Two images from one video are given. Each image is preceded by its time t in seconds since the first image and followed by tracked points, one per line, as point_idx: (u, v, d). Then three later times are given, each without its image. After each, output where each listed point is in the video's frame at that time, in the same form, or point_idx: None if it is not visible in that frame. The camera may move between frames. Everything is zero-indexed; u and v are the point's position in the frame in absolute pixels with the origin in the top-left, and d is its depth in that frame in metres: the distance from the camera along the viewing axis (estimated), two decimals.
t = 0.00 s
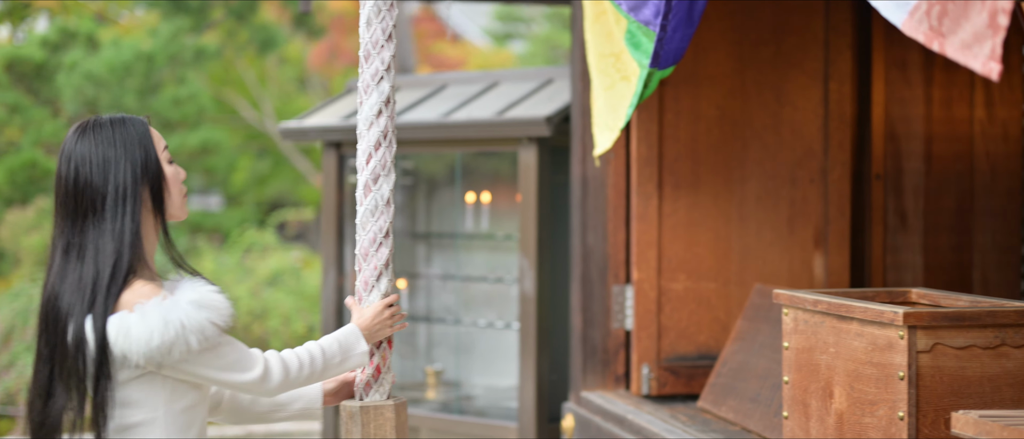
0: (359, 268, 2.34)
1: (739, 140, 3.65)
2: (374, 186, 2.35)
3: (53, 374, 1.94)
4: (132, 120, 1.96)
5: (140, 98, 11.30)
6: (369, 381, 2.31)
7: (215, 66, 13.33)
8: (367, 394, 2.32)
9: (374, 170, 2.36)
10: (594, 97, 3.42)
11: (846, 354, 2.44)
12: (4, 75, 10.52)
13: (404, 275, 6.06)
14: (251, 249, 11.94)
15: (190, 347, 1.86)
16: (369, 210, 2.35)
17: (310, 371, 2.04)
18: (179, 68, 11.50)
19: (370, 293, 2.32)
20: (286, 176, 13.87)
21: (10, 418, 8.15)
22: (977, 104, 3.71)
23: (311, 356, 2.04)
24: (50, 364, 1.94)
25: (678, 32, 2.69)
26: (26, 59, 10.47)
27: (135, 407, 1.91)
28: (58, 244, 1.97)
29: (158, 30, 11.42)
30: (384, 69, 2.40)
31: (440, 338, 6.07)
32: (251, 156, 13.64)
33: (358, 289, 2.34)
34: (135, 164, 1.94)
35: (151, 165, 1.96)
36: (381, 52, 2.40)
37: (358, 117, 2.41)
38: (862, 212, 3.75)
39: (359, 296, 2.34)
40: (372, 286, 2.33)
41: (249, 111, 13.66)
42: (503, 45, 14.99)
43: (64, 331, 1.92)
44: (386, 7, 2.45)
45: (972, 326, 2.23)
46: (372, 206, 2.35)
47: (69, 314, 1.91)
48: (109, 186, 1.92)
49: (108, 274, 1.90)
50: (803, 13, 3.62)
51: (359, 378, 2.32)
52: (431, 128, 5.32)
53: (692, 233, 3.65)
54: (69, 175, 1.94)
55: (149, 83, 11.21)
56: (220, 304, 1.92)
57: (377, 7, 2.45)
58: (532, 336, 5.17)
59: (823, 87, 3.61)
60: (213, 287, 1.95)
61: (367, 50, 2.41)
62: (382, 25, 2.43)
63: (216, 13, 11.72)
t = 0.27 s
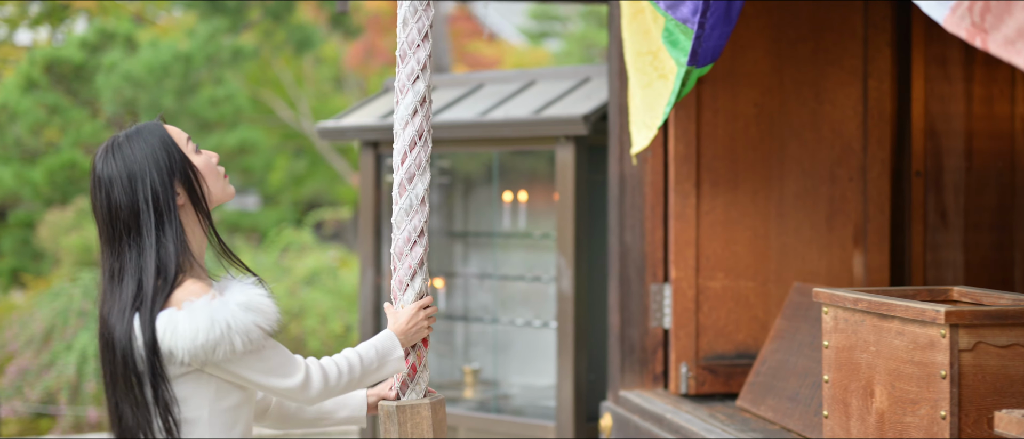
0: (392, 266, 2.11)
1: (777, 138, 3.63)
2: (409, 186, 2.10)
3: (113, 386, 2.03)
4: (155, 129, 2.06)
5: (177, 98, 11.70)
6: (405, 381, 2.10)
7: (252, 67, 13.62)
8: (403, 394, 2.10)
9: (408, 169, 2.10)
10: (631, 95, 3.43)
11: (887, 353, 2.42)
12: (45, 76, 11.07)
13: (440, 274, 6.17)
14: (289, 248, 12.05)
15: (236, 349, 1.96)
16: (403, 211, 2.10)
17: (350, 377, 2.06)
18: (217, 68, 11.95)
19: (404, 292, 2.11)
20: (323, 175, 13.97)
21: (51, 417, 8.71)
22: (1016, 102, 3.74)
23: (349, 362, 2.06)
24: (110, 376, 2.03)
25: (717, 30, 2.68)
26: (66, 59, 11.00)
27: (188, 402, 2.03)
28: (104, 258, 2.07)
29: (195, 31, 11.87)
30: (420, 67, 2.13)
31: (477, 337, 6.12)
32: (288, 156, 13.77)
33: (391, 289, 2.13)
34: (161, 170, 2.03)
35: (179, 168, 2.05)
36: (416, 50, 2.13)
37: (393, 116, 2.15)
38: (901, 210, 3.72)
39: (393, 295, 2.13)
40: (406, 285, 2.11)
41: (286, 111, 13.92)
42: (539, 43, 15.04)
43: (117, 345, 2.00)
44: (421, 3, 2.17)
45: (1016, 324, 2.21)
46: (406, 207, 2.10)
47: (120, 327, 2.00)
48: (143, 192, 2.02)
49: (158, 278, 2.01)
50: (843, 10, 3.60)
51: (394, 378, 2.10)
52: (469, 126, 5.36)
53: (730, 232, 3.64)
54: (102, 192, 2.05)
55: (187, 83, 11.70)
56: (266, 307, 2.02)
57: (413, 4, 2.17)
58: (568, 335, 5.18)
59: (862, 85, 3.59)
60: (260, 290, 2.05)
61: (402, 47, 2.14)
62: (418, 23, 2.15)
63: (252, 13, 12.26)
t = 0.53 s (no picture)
0: (332, 260, 2.58)
1: (807, 135, 3.61)
2: (352, 178, 2.55)
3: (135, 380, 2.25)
4: (179, 138, 2.29)
5: (208, 98, 11.94)
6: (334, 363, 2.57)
7: (282, 67, 13.83)
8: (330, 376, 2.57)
9: (354, 162, 2.55)
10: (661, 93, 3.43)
11: (919, 352, 2.41)
12: (77, 76, 11.33)
13: (469, 273, 6.22)
14: (319, 247, 12.18)
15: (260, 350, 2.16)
16: (344, 203, 2.55)
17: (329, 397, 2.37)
18: (246, 67, 12.12)
19: (341, 284, 2.57)
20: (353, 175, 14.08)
21: (82, 416, 9.19)
22: None
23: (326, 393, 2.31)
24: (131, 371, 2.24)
25: (748, 27, 2.67)
26: (98, 60, 11.27)
27: (212, 400, 2.26)
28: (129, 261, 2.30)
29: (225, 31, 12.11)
30: (377, 63, 2.62)
31: (506, 335, 6.15)
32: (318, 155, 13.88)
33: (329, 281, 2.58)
34: (185, 178, 2.26)
35: (201, 176, 2.28)
36: (376, 46, 2.62)
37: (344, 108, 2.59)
38: (933, 207, 3.68)
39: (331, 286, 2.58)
40: (344, 279, 2.57)
41: (315, 110, 14.08)
42: (568, 42, 14.99)
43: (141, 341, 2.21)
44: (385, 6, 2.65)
45: None
46: (348, 199, 2.55)
47: (144, 325, 2.21)
48: (168, 197, 2.25)
49: (183, 276, 2.24)
50: (874, 7, 3.57)
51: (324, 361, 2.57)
52: (498, 125, 5.40)
53: (761, 229, 3.63)
54: (129, 198, 2.27)
55: (216, 83, 11.95)
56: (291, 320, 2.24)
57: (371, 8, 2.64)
58: (599, 334, 5.19)
59: (894, 82, 3.56)
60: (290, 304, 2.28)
61: (362, 42, 2.62)
62: (380, 19, 2.64)
63: (281, 13, 12.48)
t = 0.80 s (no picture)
0: (386, 255, 2.40)
1: (833, 132, 3.60)
2: (398, 172, 2.41)
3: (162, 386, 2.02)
4: (199, 126, 2.07)
5: (232, 96, 12.08)
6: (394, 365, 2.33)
7: (305, 65, 13.92)
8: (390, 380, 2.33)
9: (397, 156, 2.42)
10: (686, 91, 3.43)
11: (945, 349, 2.40)
12: (101, 74, 11.51)
13: (494, 270, 6.22)
14: (343, 244, 12.28)
15: (293, 341, 1.96)
16: (394, 198, 2.40)
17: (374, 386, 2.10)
18: (270, 66, 12.32)
19: (398, 278, 2.36)
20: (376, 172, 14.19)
21: (106, 412, 9.37)
22: None
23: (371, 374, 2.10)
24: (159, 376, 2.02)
25: (772, 24, 2.68)
26: (122, 58, 11.43)
27: (240, 397, 2.01)
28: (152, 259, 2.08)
29: (249, 30, 12.24)
30: (400, 55, 2.47)
31: (530, 333, 6.16)
32: (341, 153, 13.98)
33: (384, 277, 2.37)
34: (205, 166, 2.04)
35: (220, 163, 2.06)
36: (395, 39, 2.48)
37: (376, 105, 2.46)
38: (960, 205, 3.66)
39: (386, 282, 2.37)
40: (400, 272, 2.37)
41: (338, 108, 14.12)
42: (591, 40, 14.99)
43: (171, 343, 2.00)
44: None
45: None
46: (397, 194, 2.40)
47: (168, 323, 2.01)
48: (188, 190, 2.03)
49: (208, 274, 2.01)
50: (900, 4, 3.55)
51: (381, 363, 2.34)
52: (521, 122, 5.41)
53: (786, 227, 3.62)
54: (150, 193, 2.07)
55: (240, 81, 12.11)
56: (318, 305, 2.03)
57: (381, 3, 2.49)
58: (623, 331, 5.20)
59: (920, 79, 3.54)
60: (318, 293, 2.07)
61: (380, 37, 2.48)
62: (394, 12, 2.49)
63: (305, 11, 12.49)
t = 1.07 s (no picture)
0: (429, 248, 2.39)
1: (844, 127, 3.60)
2: (456, 169, 2.37)
3: (150, 389, 2.07)
4: (178, 127, 2.13)
5: (243, 91, 12.12)
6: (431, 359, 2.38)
7: (316, 60, 13.94)
8: (427, 373, 2.39)
9: (458, 155, 2.37)
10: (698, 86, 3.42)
11: (957, 345, 2.39)
12: (113, 69, 11.61)
13: (504, 265, 6.20)
14: (354, 239, 12.33)
15: (292, 335, 2.02)
16: (448, 193, 2.37)
17: (388, 373, 2.20)
18: (282, 61, 12.39)
19: (438, 273, 2.38)
20: (386, 168, 14.24)
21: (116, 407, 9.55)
22: None
23: (387, 358, 2.20)
24: (145, 377, 2.07)
25: (785, 18, 2.67)
26: (134, 53, 11.48)
27: (235, 393, 2.07)
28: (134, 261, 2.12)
29: (260, 25, 12.28)
30: (484, 58, 2.41)
31: (541, 328, 6.16)
32: (352, 148, 14.01)
33: (425, 269, 2.40)
34: (184, 166, 2.10)
35: (199, 162, 2.11)
36: (484, 41, 2.42)
37: (449, 100, 2.42)
38: (972, 200, 3.62)
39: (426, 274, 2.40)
40: (440, 267, 2.38)
41: (349, 103, 14.15)
42: (602, 34, 14.85)
43: (157, 343, 2.05)
44: None
45: None
46: (451, 190, 2.37)
47: (155, 323, 2.05)
48: (167, 190, 2.09)
49: (191, 274, 2.06)
50: None
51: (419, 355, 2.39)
52: (533, 118, 5.41)
53: (797, 222, 3.62)
54: (130, 194, 2.11)
55: (252, 76, 12.16)
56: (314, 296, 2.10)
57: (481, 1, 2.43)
58: (634, 326, 5.20)
59: (932, 74, 3.51)
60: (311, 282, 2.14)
61: (470, 37, 2.42)
62: (488, 15, 2.43)
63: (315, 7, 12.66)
